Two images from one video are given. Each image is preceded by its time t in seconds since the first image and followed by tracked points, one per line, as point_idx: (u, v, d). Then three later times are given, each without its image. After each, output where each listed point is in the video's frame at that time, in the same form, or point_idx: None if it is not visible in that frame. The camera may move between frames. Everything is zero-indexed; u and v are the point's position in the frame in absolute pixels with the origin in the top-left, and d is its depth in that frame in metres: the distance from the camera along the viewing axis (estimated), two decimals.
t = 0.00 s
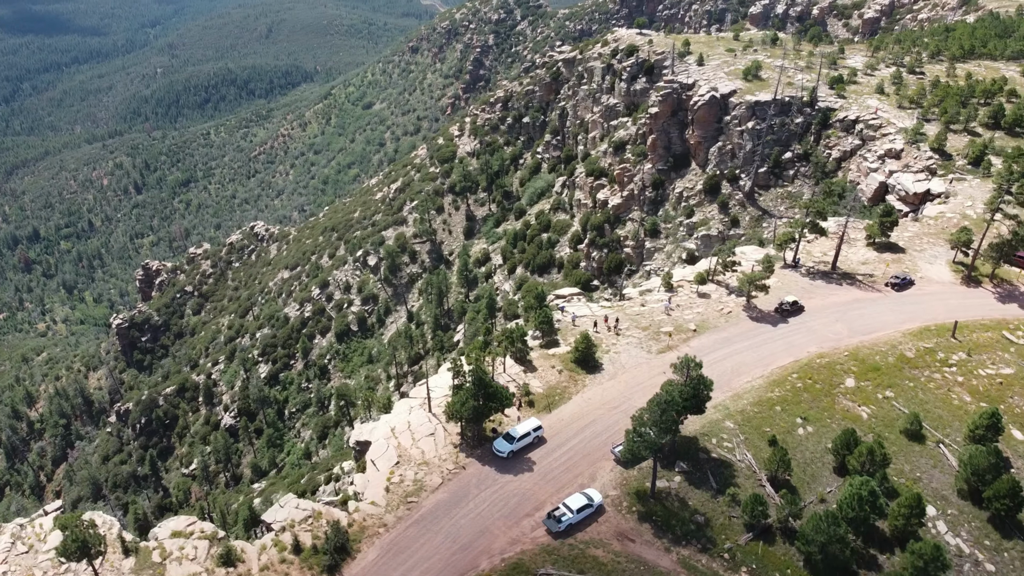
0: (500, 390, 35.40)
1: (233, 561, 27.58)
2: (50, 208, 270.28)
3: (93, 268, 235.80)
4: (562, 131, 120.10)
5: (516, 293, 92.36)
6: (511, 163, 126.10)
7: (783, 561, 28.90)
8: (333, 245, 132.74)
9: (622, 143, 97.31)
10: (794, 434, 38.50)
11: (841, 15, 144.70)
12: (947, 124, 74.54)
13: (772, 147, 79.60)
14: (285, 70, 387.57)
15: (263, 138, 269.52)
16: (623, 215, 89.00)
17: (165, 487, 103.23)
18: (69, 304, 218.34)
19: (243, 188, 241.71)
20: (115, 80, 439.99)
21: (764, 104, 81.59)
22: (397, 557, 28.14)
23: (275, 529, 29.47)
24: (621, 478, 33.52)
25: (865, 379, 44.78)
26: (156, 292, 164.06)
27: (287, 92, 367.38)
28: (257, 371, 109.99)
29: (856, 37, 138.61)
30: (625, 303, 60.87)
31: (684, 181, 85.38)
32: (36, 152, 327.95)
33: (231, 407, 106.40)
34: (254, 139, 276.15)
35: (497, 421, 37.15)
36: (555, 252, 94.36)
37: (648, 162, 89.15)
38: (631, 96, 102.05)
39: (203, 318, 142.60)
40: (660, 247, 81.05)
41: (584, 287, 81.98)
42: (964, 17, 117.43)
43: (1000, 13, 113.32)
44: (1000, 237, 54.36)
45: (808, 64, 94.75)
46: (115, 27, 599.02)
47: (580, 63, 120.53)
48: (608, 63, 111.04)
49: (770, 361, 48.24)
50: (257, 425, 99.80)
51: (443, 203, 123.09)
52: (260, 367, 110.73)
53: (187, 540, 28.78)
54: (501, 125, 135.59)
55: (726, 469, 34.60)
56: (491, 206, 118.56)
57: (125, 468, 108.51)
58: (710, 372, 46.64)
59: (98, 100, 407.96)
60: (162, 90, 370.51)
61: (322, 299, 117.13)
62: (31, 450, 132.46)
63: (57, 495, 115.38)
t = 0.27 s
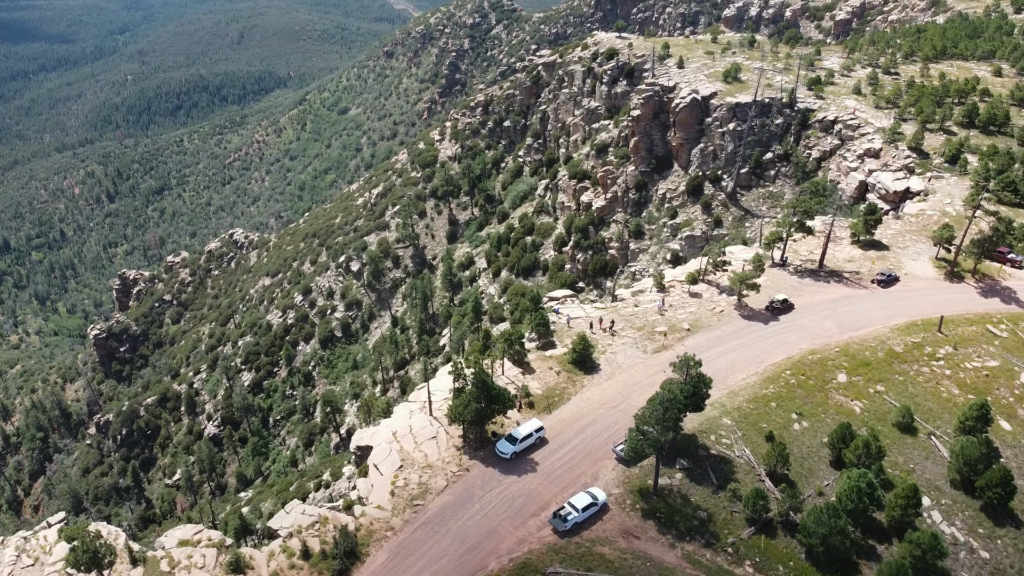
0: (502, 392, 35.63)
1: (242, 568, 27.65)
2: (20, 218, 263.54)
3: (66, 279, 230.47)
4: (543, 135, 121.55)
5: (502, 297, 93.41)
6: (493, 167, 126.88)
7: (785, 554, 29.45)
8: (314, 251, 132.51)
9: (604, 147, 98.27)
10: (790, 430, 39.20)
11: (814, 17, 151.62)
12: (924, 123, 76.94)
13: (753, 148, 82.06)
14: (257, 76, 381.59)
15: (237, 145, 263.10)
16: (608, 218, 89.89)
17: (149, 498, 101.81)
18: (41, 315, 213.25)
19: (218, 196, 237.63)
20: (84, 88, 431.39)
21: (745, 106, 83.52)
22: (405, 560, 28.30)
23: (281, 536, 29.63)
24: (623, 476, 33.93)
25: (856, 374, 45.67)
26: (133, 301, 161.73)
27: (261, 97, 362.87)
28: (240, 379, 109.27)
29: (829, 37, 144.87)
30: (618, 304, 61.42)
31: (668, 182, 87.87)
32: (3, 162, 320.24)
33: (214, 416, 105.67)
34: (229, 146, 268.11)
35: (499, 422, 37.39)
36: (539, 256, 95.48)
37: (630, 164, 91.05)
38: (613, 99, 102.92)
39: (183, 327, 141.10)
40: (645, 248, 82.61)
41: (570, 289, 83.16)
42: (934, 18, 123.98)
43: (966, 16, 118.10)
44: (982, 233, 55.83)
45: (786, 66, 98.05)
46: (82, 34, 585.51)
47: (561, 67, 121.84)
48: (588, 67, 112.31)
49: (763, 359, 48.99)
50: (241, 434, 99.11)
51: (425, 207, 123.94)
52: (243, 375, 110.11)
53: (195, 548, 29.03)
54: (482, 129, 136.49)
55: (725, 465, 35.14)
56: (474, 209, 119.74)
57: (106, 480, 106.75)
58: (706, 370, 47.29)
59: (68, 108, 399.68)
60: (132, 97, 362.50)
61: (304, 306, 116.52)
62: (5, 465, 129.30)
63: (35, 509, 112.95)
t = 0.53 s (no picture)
0: (504, 393, 35.91)
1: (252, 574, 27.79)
2: None
3: (38, 289, 225.21)
4: (525, 138, 122.98)
5: (489, 301, 94.03)
6: (475, 170, 127.78)
7: (787, 547, 30.00)
8: (297, 257, 132.33)
9: (587, 149, 100.10)
10: (786, 425, 39.91)
11: (788, 19, 156.96)
12: (901, 122, 79.06)
13: (735, 149, 84.15)
14: (231, 81, 375.78)
15: (212, 151, 260.73)
16: (592, 220, 89.94)
17: (132, 509, 100.40)
18: (13, 327, 208.05)
19: (194, 203, 233.61)
20: (54, 96, 422.61)
21: (726, 108, 85.89)
22: (414, 562, 28.48)
23: (289, 542, 29.92)
24: (625, 474, 34.39)
25: (847, 370, 46.61)
26: (111, 310, 159.50)
27: (235, 103, 358.18)
28: (224, 387, 108.69)
29: (803, 38, 150.28)
30: (611, 305, 62.00)
31: (651, 183, 89.64)
32: None
33: (198, 425, 104.91)
34: (203, 152, 264.88)
35: (501, 425, 37.65)
36: (524, 258, 96.28)
37: (614, 166, 93.20)
38: (594, 101, 105.70)
39: (163, 336, 139.67)
40: (630, 250, 83.04)
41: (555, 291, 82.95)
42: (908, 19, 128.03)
43: (936, 17, 122.74)
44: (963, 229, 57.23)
45: (765, 67, 100.47)
46: (50, 41, 574.00)
47: (542, 71, 123.71)
48: (570, 69, 114.82)
49: (757, 356, 49.75)
50: (226, 442, 98.54)
51: (408, 212, 124.06)
52: (226, 383, 109.50)
53: (204, 556, 29.28)
54: (463, 133, 137.60)
55: (725, 461, 35.74)
56: (457, 214, 119.88)
57: (88, 492, 105.01)
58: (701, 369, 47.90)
59: (37, 116, 391.19)
60: (103, 105, 355.14)
61: (288, 313, 116.59)
62: None
63: (13, 524, 110.53)
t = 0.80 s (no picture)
0: (507, 395, 36.15)
1: None
2: None
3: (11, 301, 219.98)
4: (507, 142, 123.81)
5: (474, 304, 94.74)
6: (458, 174, 128.55)
7: (789, 539, 30.56)
8: (279, 264, 131.90)
9: (570, 151, 102.43)
10: (782, 421, 40.62)
11: (763, 20, 166.03)
12: (880, 122, 80.95)
13: (718, 150, 85.39)
14: (204, 88, 370.24)
15: (187, 158, 255.04)
16: (577, 222, 91.44)
17: (116, 521, 98.91)
18: None
19: (169, 211, 228.83)
20: (22, 104, 413.13)
21: (709, 109, 87.17)
22: (423, 565, 28.67)
23: (297, 546, 29.85)
24: (627, 473, 34.81)
25: (839, 365, 47.53)
26: (89, 321, 157.27)
27: (209, 109, 353.05)
28: (208, 396, 107.88)
29: (779, 38, 158.55)
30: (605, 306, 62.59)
31: (636, 185, 90.79)
32: None
33: (182, 434, 104.22)
34: (178, 159, 259.19)
35: (503, 426, 37.88)
36: (510, 261, 97.10)
37: (599, 169, 94.28)
38: (578, 104, 106.36)
39: (143, 345, 138.18)
40: (615, 251, 84.06)
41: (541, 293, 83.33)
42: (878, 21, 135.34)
43: (907, 16, 128.70)
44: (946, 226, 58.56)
45: (745, 69, 102.05)
46: (17, 49, 561.83)
47: (523, 75, 124.72)
48: (552, 72, 114.82)
49: (750, 354, 50.51)
50: (211, 451, 97.89)
51: (391, 216, 124.41)
52: (210, 393, 108.68)
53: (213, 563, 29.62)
54: (445, 138, 138.38)
55: (724, 457, 36.30)
56: (441, 218, 120.29)
57: (70, 505, 103.30)
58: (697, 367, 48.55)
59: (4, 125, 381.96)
60: (73, 112, 347.01)
61: (271, 319, 116.22)
62: None
63: None
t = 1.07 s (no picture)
0: (509, 396, 36.40)
1: None
2: None
3: None
4: (489, 145, 124.51)
5: (461, 307, 96.66)
6: (440, 177, 129.06)
7: (790, 532, 31.16)
8: (261, 270, 131.11)
9: (554, 154, 101.89)
10: (778, 417, 41.33)
11: (738, 21, 169.90)
12: (859, 121, 82.75)
13: (700, 150, 87.12)
14: (176, 93, 362.49)
15: (160, 165, 250.21)
16: (562, 224, 92.47)
17: (99, 533, 97.31)
18: None
19: (144, 218, 223.47)
20: None
21: (691, 111, 88.20)
22: (432, 566, 28.91)
23: (304, 552, 30.25)
24: (630, 470, 35.24)
25: (831, 361, 48.42)
26: (67, 331, 154.81)
27: (182, 115, 346.95)
28: (192, 404, 106.88)
29: (754, 39, 163.50)
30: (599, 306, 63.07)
31: (620, 187, 91.15)
32: None
33: (166, 443, 103.23)
34: (152, 165, 254.23)
35: (504, 427, 38.13)
36: (495, 264, 98.81)
37: (582, 171, 94.55)
38: (559, 107, 107.03)
39: (123, 354, 136.48)
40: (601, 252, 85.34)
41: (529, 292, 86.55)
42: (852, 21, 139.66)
43: (881, 18, 132.20)
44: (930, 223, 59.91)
45: (725, 70, 103.43)
46: None
47: (504, 78, 125.23)
48: (533, 75, 114.99)
49: (744, 351, 51.24)
50: (196, 460, 97.09)
51: (374, 221, 125.42)
52: (193, 401, 107.64)
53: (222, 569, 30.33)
54: (427, 141, 138.84)
55: (723, 453, 36.87)
56: (424, 221, 121.01)
57: (51, 518, 101.44)
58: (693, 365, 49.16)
59: None
60: (43, 119, 339.16)
61: (255, 326, 115.43)
62: None
63: None
